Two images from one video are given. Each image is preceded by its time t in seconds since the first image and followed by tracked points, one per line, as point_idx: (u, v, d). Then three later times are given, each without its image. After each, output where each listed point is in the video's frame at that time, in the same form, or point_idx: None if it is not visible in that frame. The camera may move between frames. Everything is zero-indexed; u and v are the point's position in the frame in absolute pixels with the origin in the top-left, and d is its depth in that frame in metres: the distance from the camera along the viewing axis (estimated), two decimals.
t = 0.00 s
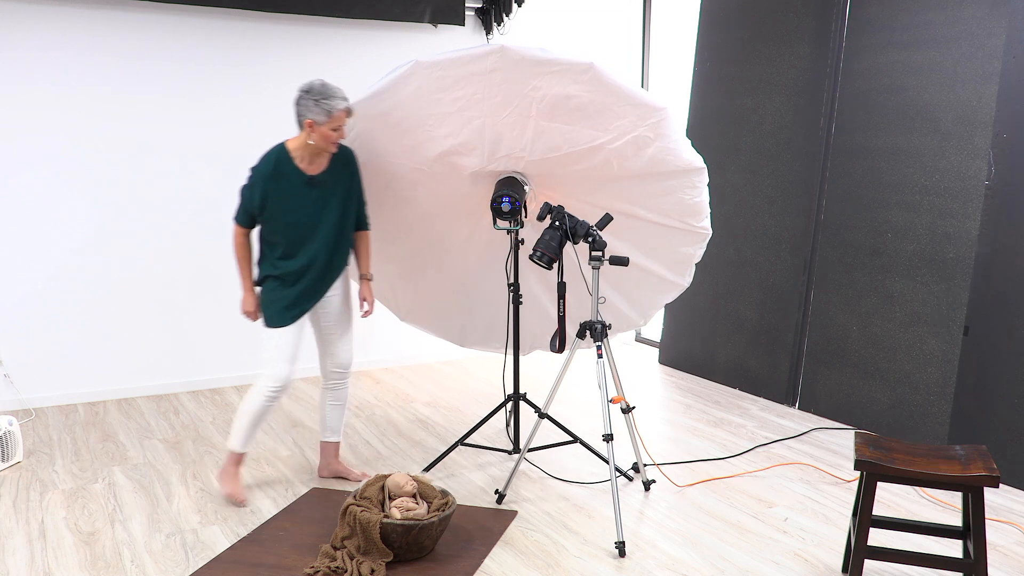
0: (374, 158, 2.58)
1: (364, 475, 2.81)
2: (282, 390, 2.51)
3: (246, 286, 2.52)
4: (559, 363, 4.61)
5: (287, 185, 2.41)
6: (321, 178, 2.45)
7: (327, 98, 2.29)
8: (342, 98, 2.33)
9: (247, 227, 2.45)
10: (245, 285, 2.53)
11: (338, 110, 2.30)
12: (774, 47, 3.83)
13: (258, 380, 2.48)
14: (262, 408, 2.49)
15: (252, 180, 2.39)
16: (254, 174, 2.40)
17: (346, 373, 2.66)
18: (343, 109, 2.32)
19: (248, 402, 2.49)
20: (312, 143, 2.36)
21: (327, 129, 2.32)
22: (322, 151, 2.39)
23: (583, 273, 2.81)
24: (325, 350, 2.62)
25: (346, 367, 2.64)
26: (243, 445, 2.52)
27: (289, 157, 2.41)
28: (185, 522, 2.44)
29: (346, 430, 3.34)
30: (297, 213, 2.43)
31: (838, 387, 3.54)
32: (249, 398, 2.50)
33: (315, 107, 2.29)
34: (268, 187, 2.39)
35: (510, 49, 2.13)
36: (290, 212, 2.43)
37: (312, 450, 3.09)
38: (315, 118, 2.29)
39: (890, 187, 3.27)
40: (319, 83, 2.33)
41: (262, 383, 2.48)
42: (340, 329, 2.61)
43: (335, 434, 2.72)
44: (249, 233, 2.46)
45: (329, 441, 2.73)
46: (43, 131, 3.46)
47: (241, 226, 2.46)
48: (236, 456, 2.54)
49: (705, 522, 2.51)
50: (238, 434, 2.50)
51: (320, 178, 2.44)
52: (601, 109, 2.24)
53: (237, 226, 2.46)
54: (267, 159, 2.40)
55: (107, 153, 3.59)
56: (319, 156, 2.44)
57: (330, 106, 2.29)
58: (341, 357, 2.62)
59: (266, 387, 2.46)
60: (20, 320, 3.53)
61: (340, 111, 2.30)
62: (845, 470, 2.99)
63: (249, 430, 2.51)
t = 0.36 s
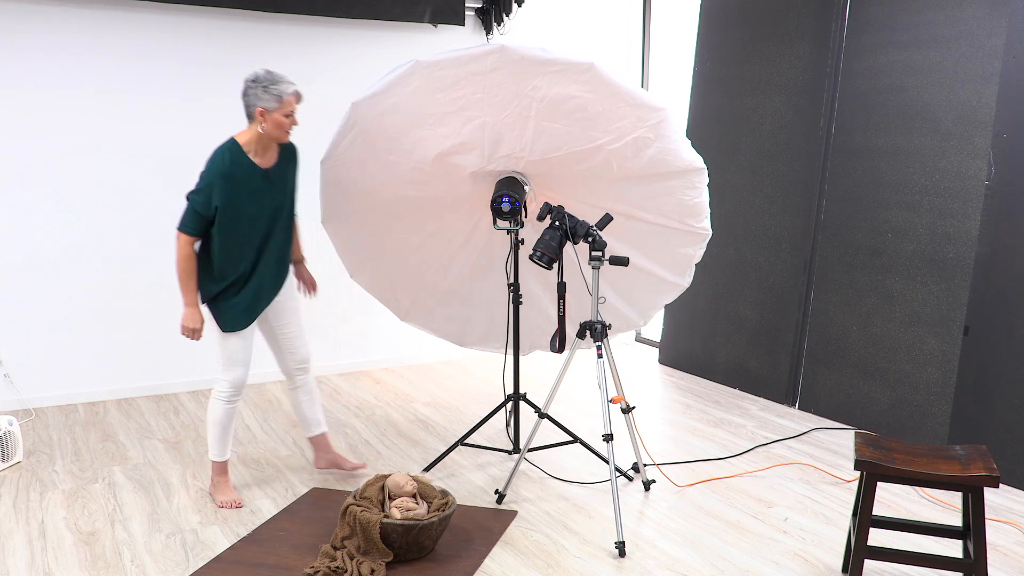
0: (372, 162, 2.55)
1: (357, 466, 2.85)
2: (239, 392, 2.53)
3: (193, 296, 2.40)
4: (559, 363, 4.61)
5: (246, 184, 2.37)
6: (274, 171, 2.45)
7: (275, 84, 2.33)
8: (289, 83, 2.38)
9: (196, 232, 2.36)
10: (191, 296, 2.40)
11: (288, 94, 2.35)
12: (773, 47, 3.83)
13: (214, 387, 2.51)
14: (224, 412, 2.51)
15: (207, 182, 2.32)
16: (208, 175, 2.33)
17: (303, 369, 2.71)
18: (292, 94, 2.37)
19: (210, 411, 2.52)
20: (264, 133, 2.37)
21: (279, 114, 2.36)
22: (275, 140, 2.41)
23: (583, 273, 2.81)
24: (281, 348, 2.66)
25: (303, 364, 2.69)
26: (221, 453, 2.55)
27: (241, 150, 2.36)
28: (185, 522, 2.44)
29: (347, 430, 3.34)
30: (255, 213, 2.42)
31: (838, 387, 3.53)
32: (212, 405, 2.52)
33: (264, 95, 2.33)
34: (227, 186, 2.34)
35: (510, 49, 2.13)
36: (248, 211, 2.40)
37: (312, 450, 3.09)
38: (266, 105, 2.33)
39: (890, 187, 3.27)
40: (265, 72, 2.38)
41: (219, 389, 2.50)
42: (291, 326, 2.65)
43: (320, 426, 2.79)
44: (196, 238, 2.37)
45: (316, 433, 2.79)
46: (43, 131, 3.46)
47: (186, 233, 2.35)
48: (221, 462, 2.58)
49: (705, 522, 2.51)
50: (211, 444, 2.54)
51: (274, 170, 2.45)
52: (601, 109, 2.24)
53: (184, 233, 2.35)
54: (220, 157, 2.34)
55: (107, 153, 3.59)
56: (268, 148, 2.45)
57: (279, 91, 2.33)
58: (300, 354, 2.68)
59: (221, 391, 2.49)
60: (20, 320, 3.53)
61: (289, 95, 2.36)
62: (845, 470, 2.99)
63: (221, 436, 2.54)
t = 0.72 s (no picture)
0: (372, 161, 2.55)
1: (286, 460, 2.92)
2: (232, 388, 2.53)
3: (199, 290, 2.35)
4: (559, 363, 4.61)
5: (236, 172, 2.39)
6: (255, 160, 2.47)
7: (255, 85, 2.31)
8: (271, 84, 2.35)
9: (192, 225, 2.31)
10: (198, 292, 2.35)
11: (266, 97, 2.33)
12: (773, 47, 3.83)
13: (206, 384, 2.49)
14: (218, 408, 2.50)
15: (200, 174, 2.30)
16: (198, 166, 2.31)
17: (274, 368, 2.74)
18: (272, 96, 2.35)
19: (205, 410, 2.51)
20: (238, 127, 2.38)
21: (253, 114, 2.35)
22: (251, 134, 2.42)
23: (583, 274, 2.81)
24: (258, 348, 2.68)
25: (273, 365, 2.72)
26: (218, 452, 2.54)
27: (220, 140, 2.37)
28: (185, 522, 2.44)
29: (346, 430, 3.35)
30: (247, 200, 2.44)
31: (838, 387, 3.53)
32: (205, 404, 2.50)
33: (243, 92, 2.31)
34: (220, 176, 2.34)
35: (512, 50, 2.13)
36: (241, 199, 2.41)
37: (312, 450, 3.09)
38: (243, 103, 2.32)
39: (891, 187, 3.27)
40: (250, 67, 2.35)
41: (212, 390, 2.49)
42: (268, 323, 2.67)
43: (257, 424, 2.83)
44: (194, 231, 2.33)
45: (250, 431, 2.82)
46: (43, 131, 3.46)
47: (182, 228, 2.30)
48: (218, 462, 2.56)
49: (705, 522, 2.51)
50: (209, 442, 2.53)
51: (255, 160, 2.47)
52: (602, 111, 2.24)
53: (180, 228, 2.30)
54: (206, 148, 2.33)
55: (106, 153, 3.59)
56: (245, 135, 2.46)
57: (257, 92, 2.31)
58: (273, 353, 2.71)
59: (214, 389, 2.48)
60: (20, 320, 3.53)
61: (267, 98, 2.33)
62: (845, 470, 2.99)
63: (218, 435, 2.53)
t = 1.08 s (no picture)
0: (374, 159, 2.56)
1: (286, 462, 2.93)
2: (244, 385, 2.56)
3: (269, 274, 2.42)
4: (559, 363, 4.61)
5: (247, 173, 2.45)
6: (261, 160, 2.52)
7: (250, 93, 2.32)
8: (268, 90, 2.35)
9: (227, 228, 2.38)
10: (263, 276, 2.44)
11: (262, 104, 2.34)
12: (773, 47, 3.83)
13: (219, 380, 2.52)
14: (231, 406, 2.53)
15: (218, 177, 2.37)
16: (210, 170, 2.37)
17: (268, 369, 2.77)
18: (269, 103, 2.35)
19: (217, 405, 2.53)
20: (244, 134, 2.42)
21: (254, 122, 2.37)
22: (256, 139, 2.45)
23: (583, 274, 2.81)
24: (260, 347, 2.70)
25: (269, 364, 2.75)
26: (225, 446, 2.56)
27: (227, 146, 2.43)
28: (185, 522, 2.44)
29: (346, 430, 3.35)
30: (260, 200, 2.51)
31: (838, 387, 3.53)
32: (219, 399, 2.52)
33: (240, 101, 2.34)
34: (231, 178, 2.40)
35: (517, 49, 2.11)
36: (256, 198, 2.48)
37: (312, 450, 3.09)
38: (242, 112, 2.34)
39: (890, 187, 3.27)
40: (248, 75, 2.36)
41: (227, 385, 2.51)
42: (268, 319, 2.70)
43: (256, 425, 2.85)
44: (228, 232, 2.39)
45: (248, 432, 2.84)
46: (44, 132, 3.46)
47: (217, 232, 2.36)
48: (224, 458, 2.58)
49: (705, 522, 2.51)
50: (217, 437, 2.55)
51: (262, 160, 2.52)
52: (603, 111, 2.24)
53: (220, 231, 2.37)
54: (214, 152, 2.39)
55: (106, 153, 3.59)
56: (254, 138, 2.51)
57: (252, 101, 2.32)
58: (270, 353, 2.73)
59: (229, 385, 2.51)
60: (20, 320, 3.53)
61: (263, 105, 2.34)
62: (845, 470, 2.99)
63: (226, 430, 2.55)
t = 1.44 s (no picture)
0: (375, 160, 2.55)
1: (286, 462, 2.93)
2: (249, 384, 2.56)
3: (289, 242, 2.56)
4: (559, 363, 4.61)
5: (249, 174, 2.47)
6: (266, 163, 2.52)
7: (255, 97, 2.32)
8: (272, 93, 2.35)
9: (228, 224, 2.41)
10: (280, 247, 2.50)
11: (267, 107, 2.33)
12: (773, 47, 3.83)
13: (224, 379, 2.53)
14: (237, 404, 2.55)
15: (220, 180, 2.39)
16: (211, 170, 2.39)
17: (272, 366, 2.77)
18: (274, 106, 2.34)
19: (223, 404, 2.55)
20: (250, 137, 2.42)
21: (260, 125, 2.36)
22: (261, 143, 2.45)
23: (583, 273, 2.81)
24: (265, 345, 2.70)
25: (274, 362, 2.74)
26: (234, 444, 2.60)
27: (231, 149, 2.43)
28: (185, 522, 2.44)
29: (346, 430, 3.35)
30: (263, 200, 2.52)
31: (838, 387, 3.53)
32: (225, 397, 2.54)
33: (245, 106, 2.33)
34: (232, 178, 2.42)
35: (514, 49, 2.13)
36: (256, 199, 2.50)
37: (312, 451, 3.09)
38: (247, 116, 2.34)
39: (890, 187, 3.27)
40: (253, 79, 2.36)
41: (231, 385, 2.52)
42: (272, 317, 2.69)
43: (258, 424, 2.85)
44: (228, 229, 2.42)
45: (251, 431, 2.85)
46: (44, 132, 3.46)
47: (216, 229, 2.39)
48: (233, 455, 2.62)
49: (705, 522, 2.51)
50: (227, 435, 2.59)
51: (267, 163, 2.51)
52: (602, 111, 2.24)
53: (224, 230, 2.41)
54: (217, 153, 2.41)
55: (106, 153, 3.59)
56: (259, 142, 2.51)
57: (256, 105, 2.31)
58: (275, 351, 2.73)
59: (233, 383, 2.52)
60: (20, 320, 3.53)
61: (267, 108, 2.33)
62: (845, 470, 2.99)
63: (234, 427, 2.58)
